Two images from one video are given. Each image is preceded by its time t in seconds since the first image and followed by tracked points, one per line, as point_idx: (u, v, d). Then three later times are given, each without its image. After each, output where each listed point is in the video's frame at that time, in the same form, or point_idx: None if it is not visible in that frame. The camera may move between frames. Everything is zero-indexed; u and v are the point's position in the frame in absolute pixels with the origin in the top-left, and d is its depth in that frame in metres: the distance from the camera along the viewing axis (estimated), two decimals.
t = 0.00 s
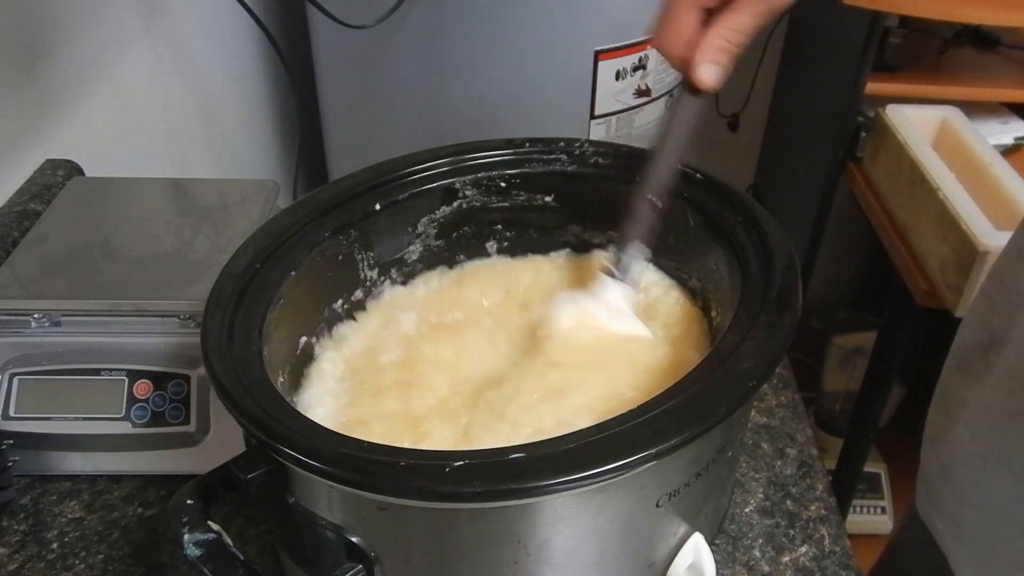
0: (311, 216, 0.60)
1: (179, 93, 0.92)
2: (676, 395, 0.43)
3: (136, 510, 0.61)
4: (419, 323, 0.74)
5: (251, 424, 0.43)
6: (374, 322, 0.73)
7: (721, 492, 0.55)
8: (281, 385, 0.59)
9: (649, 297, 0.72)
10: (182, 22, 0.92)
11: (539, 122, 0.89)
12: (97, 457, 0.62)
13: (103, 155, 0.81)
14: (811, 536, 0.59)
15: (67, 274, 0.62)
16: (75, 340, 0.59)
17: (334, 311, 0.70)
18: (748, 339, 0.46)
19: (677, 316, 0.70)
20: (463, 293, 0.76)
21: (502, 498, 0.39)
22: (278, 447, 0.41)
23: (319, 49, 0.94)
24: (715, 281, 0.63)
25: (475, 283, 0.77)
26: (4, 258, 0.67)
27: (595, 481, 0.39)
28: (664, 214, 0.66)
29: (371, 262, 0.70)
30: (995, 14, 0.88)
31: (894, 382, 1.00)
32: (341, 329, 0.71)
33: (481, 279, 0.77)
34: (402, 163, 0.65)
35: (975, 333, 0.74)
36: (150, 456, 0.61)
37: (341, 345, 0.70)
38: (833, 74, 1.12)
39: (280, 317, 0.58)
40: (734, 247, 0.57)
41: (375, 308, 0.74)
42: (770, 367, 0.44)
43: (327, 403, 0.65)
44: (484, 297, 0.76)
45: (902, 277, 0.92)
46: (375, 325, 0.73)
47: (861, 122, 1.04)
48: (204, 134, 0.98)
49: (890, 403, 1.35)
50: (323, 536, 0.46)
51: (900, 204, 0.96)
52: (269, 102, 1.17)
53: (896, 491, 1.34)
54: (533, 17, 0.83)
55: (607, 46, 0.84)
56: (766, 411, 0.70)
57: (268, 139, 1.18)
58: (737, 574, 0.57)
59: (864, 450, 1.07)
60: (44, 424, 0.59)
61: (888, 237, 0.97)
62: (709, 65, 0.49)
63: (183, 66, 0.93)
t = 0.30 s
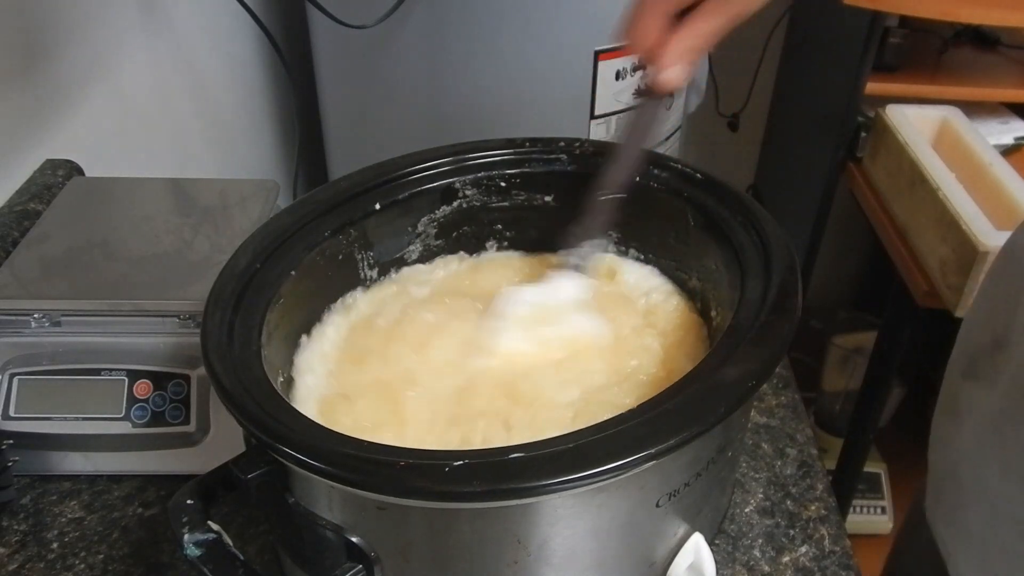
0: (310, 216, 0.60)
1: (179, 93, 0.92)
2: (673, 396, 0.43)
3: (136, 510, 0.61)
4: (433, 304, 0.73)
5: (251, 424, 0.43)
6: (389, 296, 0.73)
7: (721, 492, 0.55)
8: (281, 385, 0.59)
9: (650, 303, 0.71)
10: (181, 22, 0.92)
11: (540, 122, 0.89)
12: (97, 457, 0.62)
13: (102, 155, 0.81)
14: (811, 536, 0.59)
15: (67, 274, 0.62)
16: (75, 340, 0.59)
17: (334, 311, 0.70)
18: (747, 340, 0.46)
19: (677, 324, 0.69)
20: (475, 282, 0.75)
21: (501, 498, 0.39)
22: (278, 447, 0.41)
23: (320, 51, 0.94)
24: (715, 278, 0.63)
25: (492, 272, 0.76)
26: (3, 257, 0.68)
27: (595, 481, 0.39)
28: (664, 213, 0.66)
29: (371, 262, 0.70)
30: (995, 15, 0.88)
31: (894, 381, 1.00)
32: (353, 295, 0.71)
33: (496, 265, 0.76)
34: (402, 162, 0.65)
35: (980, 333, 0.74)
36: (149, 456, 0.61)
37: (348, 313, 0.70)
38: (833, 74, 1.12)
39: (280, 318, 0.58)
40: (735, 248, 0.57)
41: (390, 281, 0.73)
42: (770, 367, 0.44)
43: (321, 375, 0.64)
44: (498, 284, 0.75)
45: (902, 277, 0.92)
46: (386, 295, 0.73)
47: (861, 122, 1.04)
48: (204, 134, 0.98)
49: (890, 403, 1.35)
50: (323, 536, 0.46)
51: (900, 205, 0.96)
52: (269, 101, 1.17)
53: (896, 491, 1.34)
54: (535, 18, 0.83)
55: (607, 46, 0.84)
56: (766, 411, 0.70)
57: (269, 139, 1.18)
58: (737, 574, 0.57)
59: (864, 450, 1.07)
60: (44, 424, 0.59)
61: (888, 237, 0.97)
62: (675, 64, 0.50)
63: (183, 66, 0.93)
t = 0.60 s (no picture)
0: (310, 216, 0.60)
1: (178, 92, 0.92)
2: (672, 396, 0.43)
3: (136, 510, 0.61)
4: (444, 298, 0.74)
5: (251, 423, 0.43)
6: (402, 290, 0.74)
7: (721, 492, 0.55)
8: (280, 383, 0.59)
9: (652, 308, 0.71)
10: (181, 22, 0.92)
11: (539, 122, 0.89)
12: (97, 457, 0.62)
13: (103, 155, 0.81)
14: (811, 536, 0.59)
15: (67, 274, 0.62)
16: (75, 340, 0.59)
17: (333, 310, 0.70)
18: (748, 340, 0.46)
19: (678, 329, 0.68)
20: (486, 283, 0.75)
21: (501, 498, 0.39)
22: (278, 447, 0.41)
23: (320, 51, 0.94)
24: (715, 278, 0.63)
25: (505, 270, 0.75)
26: (4, 257, 0.68)
27: (594, 481, 0.39)
28: (664, 213, 0.66)
29: (371, 262, 0.70)
30: (994, 15, 0.88)
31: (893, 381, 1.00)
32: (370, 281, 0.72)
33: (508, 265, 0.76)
34: (403, 162, 0.65)
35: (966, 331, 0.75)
36: (150, 456, 0.61)
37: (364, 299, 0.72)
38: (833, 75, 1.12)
39: (280, 318, 0.58)
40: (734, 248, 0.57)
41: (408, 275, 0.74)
42: (769, 367, 0.44)
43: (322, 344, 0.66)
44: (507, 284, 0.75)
45: (902, 277, 0.92)
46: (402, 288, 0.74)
47: (860, 122, 1.03)
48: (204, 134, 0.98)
49: (890, 403, 1.35)
50: (323, 536, 0.46)
51: (900, 204, 0.96)
52: (269, 102, 1.17)
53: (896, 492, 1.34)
54: (535, 18, 0.83)
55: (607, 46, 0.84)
56: (766, 411, 0.70)
57: (269, 139, 1.18)
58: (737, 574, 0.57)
59: (864, 450, 1.07)
60: (43, 424, 0.59)
61: (888, 237, 0.97)
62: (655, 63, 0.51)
63: (182, 66, 0.93)
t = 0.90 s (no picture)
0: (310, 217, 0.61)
1: (178, 92, 0.92)
2: (671, 396, 0.43)
3: (136, 510, 0.61)
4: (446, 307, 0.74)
5: (251, 423, 0.43)
6: (405, 301, 0.74)
7: (721, 492, 0.55)
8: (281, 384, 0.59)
9: (655, 311, 0.71)
10: (181, 22, 0.92)
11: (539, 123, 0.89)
12: (97, 457, 0.62)
13: (103, 155, 0.81)
14: (811, 536, 0.59)
15: (67, 274, 0.62)
16: (75, 340, 0.59)
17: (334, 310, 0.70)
18: (748, 341, 0.46)
19: (678, 332, 0.68)
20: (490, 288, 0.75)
21: (501, 498, 0.39)
22: (278, 447, 0.41)
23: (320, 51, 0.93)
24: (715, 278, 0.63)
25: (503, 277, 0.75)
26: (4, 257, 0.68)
27: (594, 481, 0.39)
28: (664, 213, 0.66)
29: (371, 263, 0.70)
30: (994, 14, 0.88)
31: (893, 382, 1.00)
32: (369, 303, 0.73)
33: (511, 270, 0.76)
34: (402, 162, 0.65)
35: (970, 334, 0.76)
36: (150, 456, 0.62)
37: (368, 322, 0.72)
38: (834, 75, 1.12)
39: (280, 318, 0.58)
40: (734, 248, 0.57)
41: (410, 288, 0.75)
42: (769, 367, 0.44)
43: (341, 370, 0.67)
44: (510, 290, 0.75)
45: (902, 277, 0.92)
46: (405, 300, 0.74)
47: (860, 122, 1.03)
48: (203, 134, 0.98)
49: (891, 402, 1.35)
50: (323, 535, 0.46)
51: (900, 204, 0.96)
52: (269, 102, 1.17)
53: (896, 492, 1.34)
54: (534, 18, 0.83)
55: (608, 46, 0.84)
56: (766, 411, 0.70)
57: (269, 139, 1.18)
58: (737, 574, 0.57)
59: (864, 451, 1.07)
60: (43, 424, 0.59)
61: (888, 237, 0.97)
62: None
63: (182, 66, 0.93)
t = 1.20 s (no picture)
0: (309, 216, 0.61)
1: (178, 92, 0.92)
2: (672, 395, 0.43)
3: (136, 510, 0.61)
4: (448, 307, 0.74)
5: (251, 423, 0.43)
6: (407, 299, 0.74)
7: (721, 492, 0.55)
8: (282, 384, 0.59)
9: (655, 311, 0.71)
10: (181, 22, 0.91)
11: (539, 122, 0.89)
12: (96, 457, 0.62)
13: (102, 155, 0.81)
14: (811, 536, 0.59)
15: (67, 274, 0.62)
16: (75, 340, 0.59)
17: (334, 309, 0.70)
18: (748, 342, 0.46)
19: (679, 333, 0.69)
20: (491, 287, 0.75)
21: (501, 498, 0.39)
22: (278, 447, 0.41)
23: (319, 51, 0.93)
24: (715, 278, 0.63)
25: (506, 277, 0.76)
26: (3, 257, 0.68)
27: (594, 481, 0.39)
28: (664, 213, 0.66)
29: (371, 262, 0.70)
30: (993, 14, 0.88)
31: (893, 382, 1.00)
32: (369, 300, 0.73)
33: (512, 270, 0.77)
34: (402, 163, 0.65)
35: (970, 335, 0.76)
36: (150, 456, 0.62)
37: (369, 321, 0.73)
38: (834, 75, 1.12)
39: (280, 318, 0.58)
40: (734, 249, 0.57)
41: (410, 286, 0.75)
42: (769, 366, 0.44)
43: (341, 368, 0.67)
44: (511, 289, 0.75)
45: (902, 277, 0.92)
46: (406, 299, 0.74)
47: (860, 121, 1.03)
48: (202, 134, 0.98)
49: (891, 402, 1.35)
50: (323, 535, 0.46)
51: (900, 204, 0.96)
52: (269, 101, 1.17)
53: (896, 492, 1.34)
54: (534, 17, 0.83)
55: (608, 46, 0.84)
56: (766, 411, 0.70)
57: (269, 138, 1.18)
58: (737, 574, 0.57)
59: (864, 451, 1.07)
60: (43, 424, 0.59)
61: (888, 237, 0.97)
62: None
63: (182, 66, 0.92)
